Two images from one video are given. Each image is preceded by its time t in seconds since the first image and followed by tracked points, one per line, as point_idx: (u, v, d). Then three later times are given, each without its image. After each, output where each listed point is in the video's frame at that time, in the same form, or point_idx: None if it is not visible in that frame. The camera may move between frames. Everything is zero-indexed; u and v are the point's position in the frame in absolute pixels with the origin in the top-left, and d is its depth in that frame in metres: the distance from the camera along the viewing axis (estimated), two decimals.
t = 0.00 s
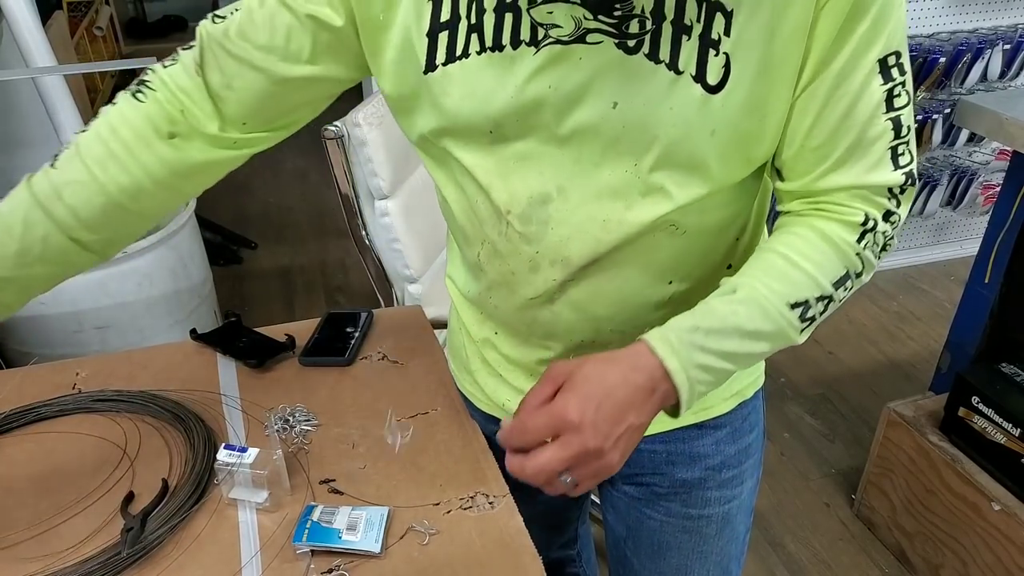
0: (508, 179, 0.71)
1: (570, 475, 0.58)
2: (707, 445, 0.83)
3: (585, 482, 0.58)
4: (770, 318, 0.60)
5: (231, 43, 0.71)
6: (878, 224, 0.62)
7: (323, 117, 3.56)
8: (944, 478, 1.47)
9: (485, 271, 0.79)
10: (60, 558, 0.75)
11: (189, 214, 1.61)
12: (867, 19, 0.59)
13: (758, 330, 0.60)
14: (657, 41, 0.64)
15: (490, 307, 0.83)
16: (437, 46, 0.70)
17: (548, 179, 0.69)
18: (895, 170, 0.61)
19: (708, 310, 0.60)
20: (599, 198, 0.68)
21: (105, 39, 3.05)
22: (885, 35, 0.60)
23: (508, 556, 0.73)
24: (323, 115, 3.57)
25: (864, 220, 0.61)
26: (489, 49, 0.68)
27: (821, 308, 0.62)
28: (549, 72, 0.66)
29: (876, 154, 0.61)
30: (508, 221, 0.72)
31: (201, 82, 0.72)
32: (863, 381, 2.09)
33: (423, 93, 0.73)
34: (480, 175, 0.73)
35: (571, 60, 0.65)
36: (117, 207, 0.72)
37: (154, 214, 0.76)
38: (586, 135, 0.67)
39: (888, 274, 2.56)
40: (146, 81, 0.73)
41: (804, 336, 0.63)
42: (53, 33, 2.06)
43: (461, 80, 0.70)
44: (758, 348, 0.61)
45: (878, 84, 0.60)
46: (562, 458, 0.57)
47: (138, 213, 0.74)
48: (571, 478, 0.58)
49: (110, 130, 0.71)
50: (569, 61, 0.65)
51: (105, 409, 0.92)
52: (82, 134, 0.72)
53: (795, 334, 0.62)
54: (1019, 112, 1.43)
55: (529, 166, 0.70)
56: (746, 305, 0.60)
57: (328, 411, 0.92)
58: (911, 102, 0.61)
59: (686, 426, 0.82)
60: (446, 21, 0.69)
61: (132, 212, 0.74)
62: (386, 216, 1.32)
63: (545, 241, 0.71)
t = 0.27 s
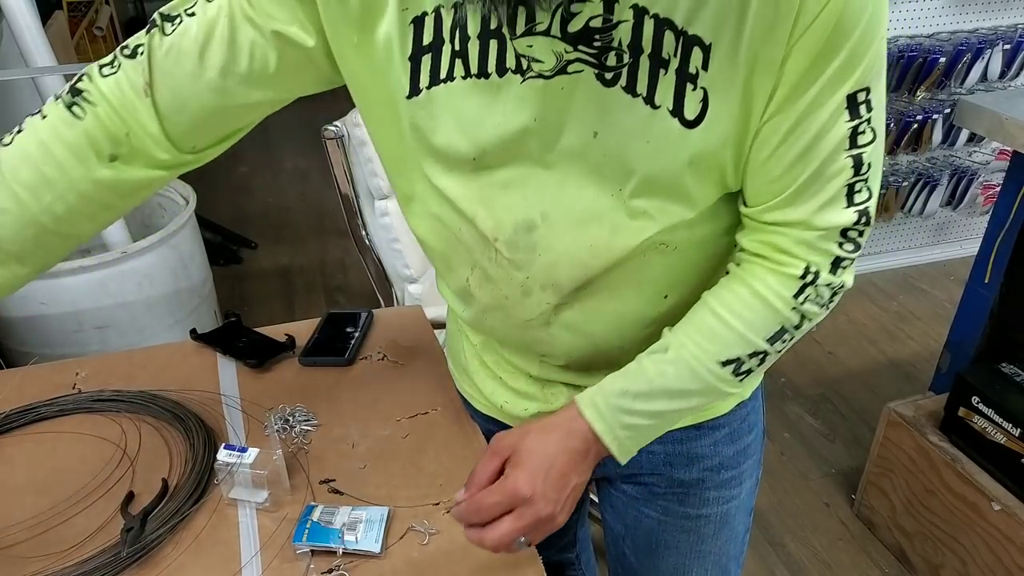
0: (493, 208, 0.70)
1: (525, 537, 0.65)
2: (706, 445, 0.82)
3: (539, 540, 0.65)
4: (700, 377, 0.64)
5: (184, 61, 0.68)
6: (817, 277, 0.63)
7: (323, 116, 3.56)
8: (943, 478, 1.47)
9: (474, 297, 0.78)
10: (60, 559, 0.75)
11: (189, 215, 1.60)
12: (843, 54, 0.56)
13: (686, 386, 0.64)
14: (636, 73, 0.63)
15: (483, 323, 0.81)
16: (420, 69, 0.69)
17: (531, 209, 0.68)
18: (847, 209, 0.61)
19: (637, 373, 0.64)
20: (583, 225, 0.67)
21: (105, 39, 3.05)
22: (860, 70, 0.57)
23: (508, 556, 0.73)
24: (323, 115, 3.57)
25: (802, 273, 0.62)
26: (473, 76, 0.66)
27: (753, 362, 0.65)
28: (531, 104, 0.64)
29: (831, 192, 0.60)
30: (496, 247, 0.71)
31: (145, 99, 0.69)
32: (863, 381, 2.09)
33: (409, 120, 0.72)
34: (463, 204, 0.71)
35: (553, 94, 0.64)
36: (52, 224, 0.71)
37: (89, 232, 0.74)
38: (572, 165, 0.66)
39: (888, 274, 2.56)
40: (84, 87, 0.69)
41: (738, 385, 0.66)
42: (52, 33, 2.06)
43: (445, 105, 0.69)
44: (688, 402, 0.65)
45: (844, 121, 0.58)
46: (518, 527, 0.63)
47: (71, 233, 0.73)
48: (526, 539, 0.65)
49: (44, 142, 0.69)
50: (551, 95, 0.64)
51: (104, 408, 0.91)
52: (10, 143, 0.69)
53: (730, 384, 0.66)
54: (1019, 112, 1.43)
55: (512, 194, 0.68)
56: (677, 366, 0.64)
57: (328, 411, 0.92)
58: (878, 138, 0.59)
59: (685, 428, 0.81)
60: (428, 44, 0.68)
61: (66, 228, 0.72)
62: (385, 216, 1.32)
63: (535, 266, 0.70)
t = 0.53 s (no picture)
0: (491, 231, 0.70)
1: None
2: (706, 442, 0.83)
3: None
4: (664, 408, 0.69)
5: (183, 126, 0.66)
6: (771, 300, 0.66)
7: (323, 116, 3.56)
8: (943, 478, 1.47)
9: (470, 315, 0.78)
10: (60, 559, 0.75)
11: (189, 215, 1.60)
12: (826, 63, 0.57)
13: (651, 419, 0.70)
14: (629, 86, 0.63)
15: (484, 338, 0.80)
16: (410, 98, 0.67)
17: (528, 229, 0.68)
18: (817, 220, 0.63)
19: (598, 413, 0.71)
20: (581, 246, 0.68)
21: (105, 39, 3.05)
22: (843, 77, 0.58)
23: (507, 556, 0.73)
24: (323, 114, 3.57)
25: (756, 296, 0.66)
26: (466, 101, 0.65)
27: (716, 387, 0.70)
28: (526, 124, 0.64)
29: (804, 199, 0.62)
30: (495, 269, 0.71)
31: (152, 173, 0.68)
32: (863, 381, 2.09)
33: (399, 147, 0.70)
34: (458, 230, 0.71)
35: (549, 112, 0.63)
36: (77, 307, 0.70)
37: (119, 311, 0.73)
38: (568, 183, 0.66)
39: (888, 274, 2.56)
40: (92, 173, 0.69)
41: (704, 408, 0.72)
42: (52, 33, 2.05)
43: (438, 131, 0.67)
44: (657, 432, 0.71)
45: (821, 128, 0.59)
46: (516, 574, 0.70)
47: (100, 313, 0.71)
48: None
49: (66, 225, 0.68)
50: (546, 113, 0.63)
51: (104, 408, 0.91)
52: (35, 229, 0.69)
53: (697, 409, 0.71)
54: (1019, 112, 1.43)
55: (508, 215, 0.68)
56: (637, 400, 0.69)
57: (328, 410, 0.92)
58: (855, 147, 0.61)
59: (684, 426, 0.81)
60: (419, 71, 0.66)
61: (94, 312, 0.71)
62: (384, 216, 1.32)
63: (536, 284, 0.71)
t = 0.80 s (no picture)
0: (480, 240, 0.68)
1: None
2: (703, 454, 0.82)
3: None
4: (669, 436, 0.65)
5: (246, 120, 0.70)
6: (779, 324, 0.61)
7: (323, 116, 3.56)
8: (943, 478, 1.47)
9: (472, 319, 0.78)
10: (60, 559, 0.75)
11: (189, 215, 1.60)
12: (836, 81, 0.53)
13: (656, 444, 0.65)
14: (625, 100, 0.60)
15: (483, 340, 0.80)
16: (401, 97, 0.66)
17: (516, 244, 0.66)
18: (824, 245, 0.58)
19: (602, 439, 0.67)
20: (571, 264, 0.65)
21: (105, 39, 3.05)
22: (853, 99, 0.53)
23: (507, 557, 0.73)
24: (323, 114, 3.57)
25: (763, 321, 0.61)
26: (455, 104, 0.63)
27: (724, 413, 0.65)
28: (514, 133, 0.61)
29: (808, 224, 0.58)
30: (487, 278, 0.70)
31: (229, 164, 0.73)
32: (863, 381, 2.09)
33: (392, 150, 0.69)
34: (452, 238, 0.70)
35: (537, 122, 0.61)
36: (204, 282, 0.75)
37: (236, 282, 0.79)
38: (557, 200, 0.63)
39: (888, 274, 2.56)
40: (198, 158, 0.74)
41: (713, 433, 0.67)
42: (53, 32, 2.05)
43: (427, 134, 0.66)
44: (663, 459, 0.67)
45: (828, 152, 0.55)
46: None
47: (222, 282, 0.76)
48: None
49: (177, 222, 0.74)
50: (535, 123, 0.61)
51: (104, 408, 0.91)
52: (153, 235, 0.75)
53: (706, 434, 0.66)
54: (1019, 112, 1.43)
55: (496, 227, 0.66)
56: (639, 425, 0.65)
57: (328, 411, 0.92)
58: (866, 172, 0.56)
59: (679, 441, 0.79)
60: (410, 71, 0.65)
61: (220, 286, 0.76)
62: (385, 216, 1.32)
63: (528, 295, 0.69)
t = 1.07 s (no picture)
0: (478, 224, 0.71)
1: None
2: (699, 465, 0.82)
3: None
4: (672, 467, 0.64)
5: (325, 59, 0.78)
6: (781, 352, 0.59)
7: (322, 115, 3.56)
8: (943, 478, 1.47)
9: (472, 304, 0.81)
10: (60, 559, 0.75)
11: (189, 214, 1.60)
12: (827, 104, 0.51)
13: (659, 476, 0.64)
14: (616, 102, 0.60)
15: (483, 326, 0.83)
16: (413, 74, 0.69)
17: (511, 234, 0.68)
18: (822, 272, 0.56)
19: (606, 473, 0.66)
20: (565, 259, 0.66)
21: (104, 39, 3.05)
22: (848, 122, 0.52)
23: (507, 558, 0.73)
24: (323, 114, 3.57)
25: (763, 348, 0.59)
26: (456, 86, 0.65)
27: (727, 442, 0.64)
28: (509, 122, 0.63)
29: (805, 249, 0.56)
30: (483, 266, 0.73)
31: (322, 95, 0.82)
32: (863, 381, 2.09)
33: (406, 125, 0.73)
34: (455, 216, 0.73)
35: (530, 115, 0.62)
36: (328, 191, 0.86)
37: (359, 188, 0.90)
38: (549, 193, 0.64)
39: (888, 274, 2.56)
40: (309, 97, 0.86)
41: (719, 463, 0.65)
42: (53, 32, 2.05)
43: (432, 114, 0.68)
44: (666, 489, 0.65)
45: (825, 176, 0.53)
46: None
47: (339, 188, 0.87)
48: None
49: (299, 144, 0.87)
50: (526, 114, 0.62)
51: (104, 408, 0.91)
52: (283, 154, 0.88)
53: (709, 463, 0.65)
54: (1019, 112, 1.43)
55: (493, 215, 0.68)
56: (641, 458, 0.64)
57: (328, 411, 0.92)
58: (864, 198, 0.54)
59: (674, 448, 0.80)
60: (422, 51, 0.68)
61: (345, 193, 0.89)
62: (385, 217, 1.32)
63: (519, 287, 0.71)
